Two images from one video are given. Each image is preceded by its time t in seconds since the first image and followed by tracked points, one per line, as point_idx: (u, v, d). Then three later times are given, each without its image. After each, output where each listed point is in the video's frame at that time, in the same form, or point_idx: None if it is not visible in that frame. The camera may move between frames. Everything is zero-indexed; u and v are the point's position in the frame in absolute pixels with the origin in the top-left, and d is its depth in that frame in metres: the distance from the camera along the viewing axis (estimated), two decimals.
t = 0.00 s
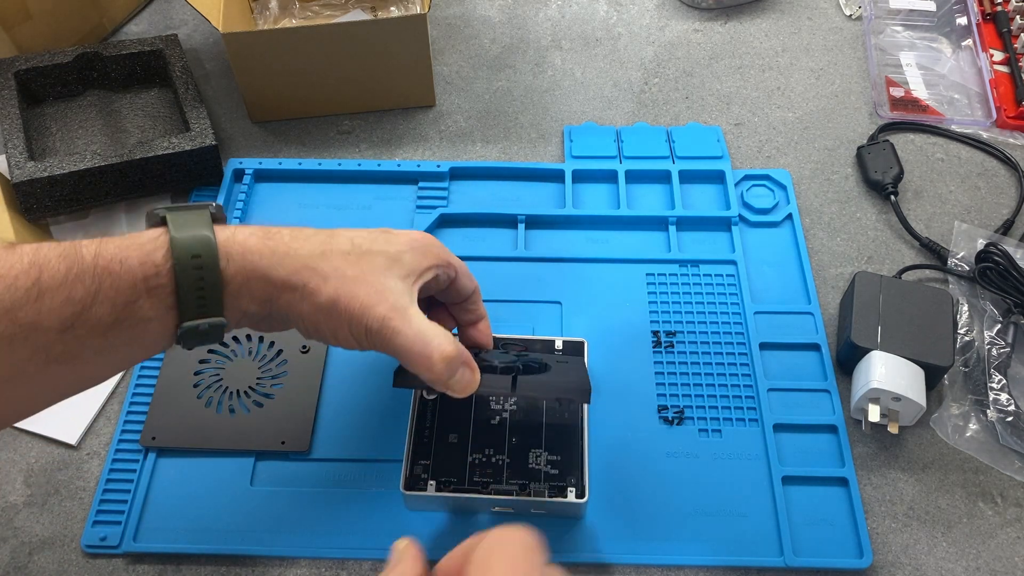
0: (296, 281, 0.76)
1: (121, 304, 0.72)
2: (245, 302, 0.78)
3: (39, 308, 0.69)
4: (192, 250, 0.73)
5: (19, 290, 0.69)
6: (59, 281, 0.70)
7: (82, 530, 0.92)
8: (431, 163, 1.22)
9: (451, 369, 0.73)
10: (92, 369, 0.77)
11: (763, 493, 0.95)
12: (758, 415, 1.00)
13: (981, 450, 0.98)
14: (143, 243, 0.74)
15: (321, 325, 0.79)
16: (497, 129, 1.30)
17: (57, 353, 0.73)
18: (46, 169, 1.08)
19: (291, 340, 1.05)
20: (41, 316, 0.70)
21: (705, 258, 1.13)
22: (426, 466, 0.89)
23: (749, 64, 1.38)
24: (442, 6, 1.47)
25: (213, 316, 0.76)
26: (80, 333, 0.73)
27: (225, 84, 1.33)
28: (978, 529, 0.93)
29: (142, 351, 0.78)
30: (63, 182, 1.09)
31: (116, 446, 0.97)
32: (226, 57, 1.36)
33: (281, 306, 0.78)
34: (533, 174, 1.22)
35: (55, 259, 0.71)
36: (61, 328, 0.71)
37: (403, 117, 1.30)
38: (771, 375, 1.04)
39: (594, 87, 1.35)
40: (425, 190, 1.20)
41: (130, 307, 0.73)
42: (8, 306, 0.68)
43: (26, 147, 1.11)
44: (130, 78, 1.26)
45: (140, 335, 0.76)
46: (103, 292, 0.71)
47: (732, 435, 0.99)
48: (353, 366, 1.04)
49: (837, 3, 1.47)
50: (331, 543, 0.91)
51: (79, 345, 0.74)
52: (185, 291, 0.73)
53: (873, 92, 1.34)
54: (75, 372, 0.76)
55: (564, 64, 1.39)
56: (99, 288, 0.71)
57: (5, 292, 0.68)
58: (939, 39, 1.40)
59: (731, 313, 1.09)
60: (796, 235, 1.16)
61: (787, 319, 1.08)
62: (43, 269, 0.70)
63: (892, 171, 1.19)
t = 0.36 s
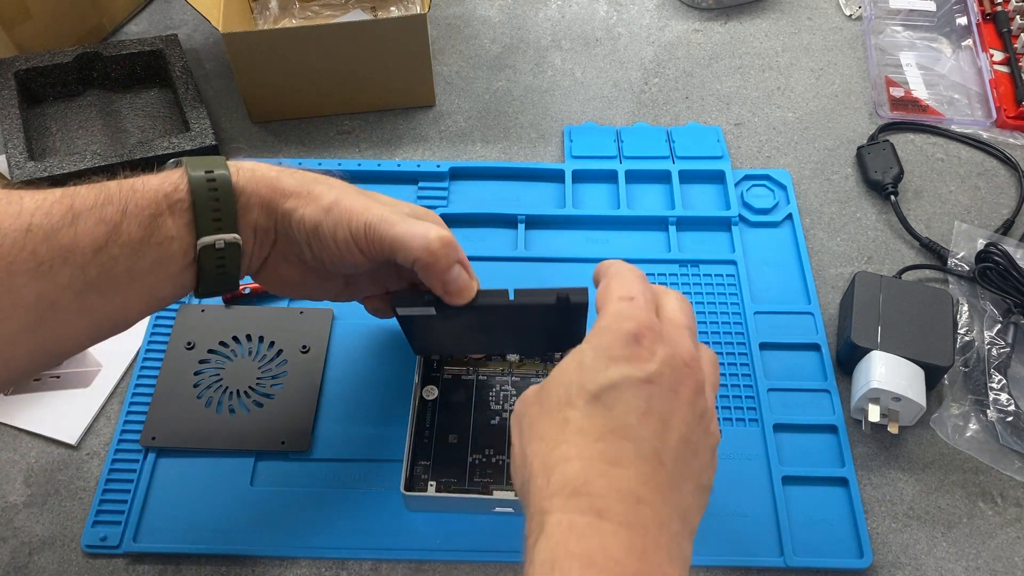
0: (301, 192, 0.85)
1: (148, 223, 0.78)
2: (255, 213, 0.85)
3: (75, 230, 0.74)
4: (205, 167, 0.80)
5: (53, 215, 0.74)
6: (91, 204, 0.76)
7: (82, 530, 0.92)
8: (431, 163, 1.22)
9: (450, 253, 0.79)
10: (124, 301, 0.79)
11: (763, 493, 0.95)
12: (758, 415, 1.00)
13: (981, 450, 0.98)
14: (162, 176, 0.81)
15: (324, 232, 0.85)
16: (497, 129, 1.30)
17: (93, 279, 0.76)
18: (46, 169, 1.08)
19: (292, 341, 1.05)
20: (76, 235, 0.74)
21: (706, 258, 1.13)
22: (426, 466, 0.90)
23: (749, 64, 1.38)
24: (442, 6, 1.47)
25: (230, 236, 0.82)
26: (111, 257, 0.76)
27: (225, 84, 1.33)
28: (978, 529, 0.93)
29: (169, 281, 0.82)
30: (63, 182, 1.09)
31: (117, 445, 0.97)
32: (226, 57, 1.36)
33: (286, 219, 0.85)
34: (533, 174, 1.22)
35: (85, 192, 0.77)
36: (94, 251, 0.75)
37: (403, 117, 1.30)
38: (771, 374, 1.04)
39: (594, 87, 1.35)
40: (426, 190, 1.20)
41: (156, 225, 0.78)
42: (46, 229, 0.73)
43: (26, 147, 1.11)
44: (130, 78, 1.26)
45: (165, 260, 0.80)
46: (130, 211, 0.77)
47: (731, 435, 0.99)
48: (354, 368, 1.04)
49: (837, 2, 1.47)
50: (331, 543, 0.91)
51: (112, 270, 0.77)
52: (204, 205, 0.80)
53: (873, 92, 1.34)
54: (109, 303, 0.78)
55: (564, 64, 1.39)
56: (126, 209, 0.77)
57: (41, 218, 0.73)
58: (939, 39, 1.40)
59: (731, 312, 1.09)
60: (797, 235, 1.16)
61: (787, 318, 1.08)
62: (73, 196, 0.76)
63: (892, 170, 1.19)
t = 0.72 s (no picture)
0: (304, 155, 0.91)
1: (166, 187, 0.82)
2: (261, 174, 0.89)
3: (99, 191, 0.78)
4: (216, 139, 0.86)
5: (77, 180, 0.78)
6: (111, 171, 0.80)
7: (82, 530, 0.92)
8: (431, 163, 1.22)
9: (446, 193, 0.84)
10: (146, 261, 0.81)
11: (763, 493, 0.95)
12: (758, 415, 1.00)
13: (981, 450, 0.98)
14: (178, 150, 0.86)
15: (321, 186, 0.88)
16: (497, 129, 1.30)
17: (118, 238, 0.78)
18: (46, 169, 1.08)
19: (292, 340, 1.05)
20: (100, 195, 0.78)
21: (706, 258, 1.13)
22: (426, 467, 0.90)
23: (749, 64, 1.38)
24: (442, 6, 1.47)
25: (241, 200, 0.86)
26: (133, 217, 0.79)
27: (225, 84, 1.33)
28: (978, 529, 0.93)
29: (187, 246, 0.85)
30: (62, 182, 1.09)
31: (117, 445, 0.97)
32: (225, 57, 1.36)
33: (290, 179, 0.90)
34: (533, 174, 1.22)
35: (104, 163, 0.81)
36: (118, 210, 0.78)
37: (403, 117, 1.30)
38: (771, 374, 1.04)
39: (594, 87, 1.35)
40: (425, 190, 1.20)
41: (171, 188, 0.82)
42: (73, 191, 0.77)
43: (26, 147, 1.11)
44: (130, 78, 1.26)
45: (182, 224, 0.83)
46: (149, 175, 0.82)
47: (731, 435, 0.99)
48: (353, 369, 1.04)
49: (837, 2, 1.47)
50: (330, 543, 0.91)
51: (134, 231, 0.79)
52: (215, 171, 0.84)
53: (873, 92, 1.34)
54: (133, 264, 0.80)
55: (565, 64, 1.39)
56: (145, 174, 0.82)
57: (68, 182, 0.77)
58: (939, 39, 1.40)
59: (731, 313, 1.09)
60: (797, 235, 1.16)
61: (787, 318, 1.08)
62: (95, 165, 0.81)
63: (892, 170, 1.19)
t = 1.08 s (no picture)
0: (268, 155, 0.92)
1: (131, 195, 0.83)
2: (227, 179, 0.90)
3: (63, 202, 0.79)
4: (179, 148, 0.87)
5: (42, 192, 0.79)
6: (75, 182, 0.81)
7: (82, 530, 0.92)
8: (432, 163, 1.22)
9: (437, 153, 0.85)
10: (115, 270, 0.82)
11: (763, 493, 0.95)
12: (758, 415, 1.00)
13: (980, 450, 0.98)
14: (142, 159, 0.87)
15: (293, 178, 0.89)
16: (497, 129, 1.30)
17: (85, 248, 0.79)
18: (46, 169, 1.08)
19: (293, 339, 1.05)
20: (65, 207, 0.79)
21: (707, 258, 1.13)
22: (426, 467, 0.90)
23: (749, 64, 1.38)
24: (442, 6, 1.47)
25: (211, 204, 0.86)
26: (100, 227, 0.80)
27: (225, 84, 1.33)
28: (978, 529, 0.93)
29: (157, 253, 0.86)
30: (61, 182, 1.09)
31: (117, 445, 0.97)
32: (225, 57, 1.36)
33: (258, 180, 0.91)
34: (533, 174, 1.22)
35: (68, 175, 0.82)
36: (84, 221, 0.79)
37: (403, 117, 1.30)
38: (771, 374, 1.04)
39: (594, 87, 1.35)
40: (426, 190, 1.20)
41: (138, 195, 0.83)
42: (38, 203, 0.78)
43: (26, 147, 1.11)
44: (130, 78, 1.26)
45: (151, 231, 0.84)
46: (114, 185, 0.82)
47: (731, 435, 0.99)
48: (354, 369, 1.04)
49: (837, 3, 1.47)
50: (330, 544, 0.91)
51: (101, 241, 0.80)
52: (181, 178, 0.85)
53: (873, 92, 1.34)
54: (102, 273, 0.81)
55: (565, 64, 1.39)
56: (110, 184, 0.83)
57: (32, 192, 0.78)
58: (939, 39, 1.40)
59: (732, 313, 1.09)
60: (797, 235, 1.16)
61: (787, 318, 1.08)
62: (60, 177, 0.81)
63: (892, 171, 1.19)
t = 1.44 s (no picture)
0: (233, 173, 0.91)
1: (90, 218, 0.83)
2: (195, 201, 0.90)
3: (20, 225, 0.79)
4: (142, 169, 0.87)
5: None
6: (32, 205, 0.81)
7: (82, 530, 0.92)
8: (431, 163, 1.22)
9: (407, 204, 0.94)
10: (75, 293, 0.83)
11: (763, 493, 0.95)
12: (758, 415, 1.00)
13: (981, 450, 0.98)
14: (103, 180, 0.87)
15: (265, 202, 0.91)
16: (497, 129, 1.30)
17: (44, 271, 0.80)
18: (46, 168, 1.08)
19: (293, 338, 1.05)
20: (21, 230, 0.79)
21: (707, 259, 1.13)
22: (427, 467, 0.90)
23: (749, 64, 1.38)
24: (442, 5, 1.47)
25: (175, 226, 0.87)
26: (59, 249, 0.81)
27: (225, 84, 1.33)
28: (978, 529, 0.93)
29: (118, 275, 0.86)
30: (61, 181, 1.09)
31: (117, 445, 0.97)
32: (225, 57, 1.36)
33: (227, 202, 0.91)
34: (533, 174, 1.22)
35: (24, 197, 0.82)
36: (41, 243, 0.80)
37: (403, 117, 1.30)
38: (770, 374, 1.04)
39: (593, 87, 1.35)
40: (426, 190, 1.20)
41: (96, 217, 0.84)
42: None
43: (26, 147, 1.11)
44: (130, 78, 1.26)
45: (111, 253, 0.84)
46: (72, 208, 0.83)
47: (731, 435, 0.99)
48: (354, 368, 1.04)
49: (837, 3, 1.47)
50: (330, 544, 0.90)
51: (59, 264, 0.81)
52: (144, 201, 0.85)
53: (873, 91, 1.34)
54: (62, 296, 0.82)
55: (564, 64, 1.38)
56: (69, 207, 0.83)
57: None
58: (939, 39, 1.40)
59: (731, 313, 1.09)
60: (797, 235, 1.16)
61: (787, 318, 1.08)
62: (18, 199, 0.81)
63: (892, 171, 1.19)
